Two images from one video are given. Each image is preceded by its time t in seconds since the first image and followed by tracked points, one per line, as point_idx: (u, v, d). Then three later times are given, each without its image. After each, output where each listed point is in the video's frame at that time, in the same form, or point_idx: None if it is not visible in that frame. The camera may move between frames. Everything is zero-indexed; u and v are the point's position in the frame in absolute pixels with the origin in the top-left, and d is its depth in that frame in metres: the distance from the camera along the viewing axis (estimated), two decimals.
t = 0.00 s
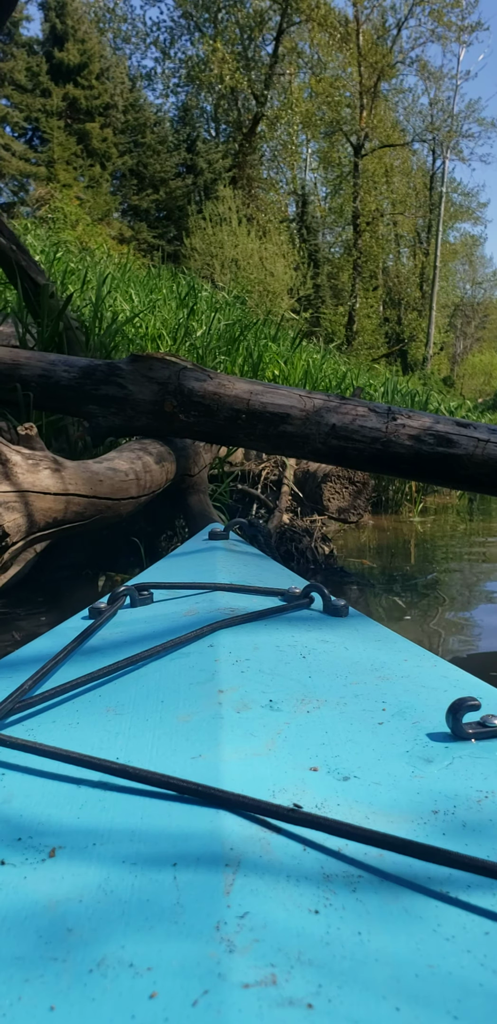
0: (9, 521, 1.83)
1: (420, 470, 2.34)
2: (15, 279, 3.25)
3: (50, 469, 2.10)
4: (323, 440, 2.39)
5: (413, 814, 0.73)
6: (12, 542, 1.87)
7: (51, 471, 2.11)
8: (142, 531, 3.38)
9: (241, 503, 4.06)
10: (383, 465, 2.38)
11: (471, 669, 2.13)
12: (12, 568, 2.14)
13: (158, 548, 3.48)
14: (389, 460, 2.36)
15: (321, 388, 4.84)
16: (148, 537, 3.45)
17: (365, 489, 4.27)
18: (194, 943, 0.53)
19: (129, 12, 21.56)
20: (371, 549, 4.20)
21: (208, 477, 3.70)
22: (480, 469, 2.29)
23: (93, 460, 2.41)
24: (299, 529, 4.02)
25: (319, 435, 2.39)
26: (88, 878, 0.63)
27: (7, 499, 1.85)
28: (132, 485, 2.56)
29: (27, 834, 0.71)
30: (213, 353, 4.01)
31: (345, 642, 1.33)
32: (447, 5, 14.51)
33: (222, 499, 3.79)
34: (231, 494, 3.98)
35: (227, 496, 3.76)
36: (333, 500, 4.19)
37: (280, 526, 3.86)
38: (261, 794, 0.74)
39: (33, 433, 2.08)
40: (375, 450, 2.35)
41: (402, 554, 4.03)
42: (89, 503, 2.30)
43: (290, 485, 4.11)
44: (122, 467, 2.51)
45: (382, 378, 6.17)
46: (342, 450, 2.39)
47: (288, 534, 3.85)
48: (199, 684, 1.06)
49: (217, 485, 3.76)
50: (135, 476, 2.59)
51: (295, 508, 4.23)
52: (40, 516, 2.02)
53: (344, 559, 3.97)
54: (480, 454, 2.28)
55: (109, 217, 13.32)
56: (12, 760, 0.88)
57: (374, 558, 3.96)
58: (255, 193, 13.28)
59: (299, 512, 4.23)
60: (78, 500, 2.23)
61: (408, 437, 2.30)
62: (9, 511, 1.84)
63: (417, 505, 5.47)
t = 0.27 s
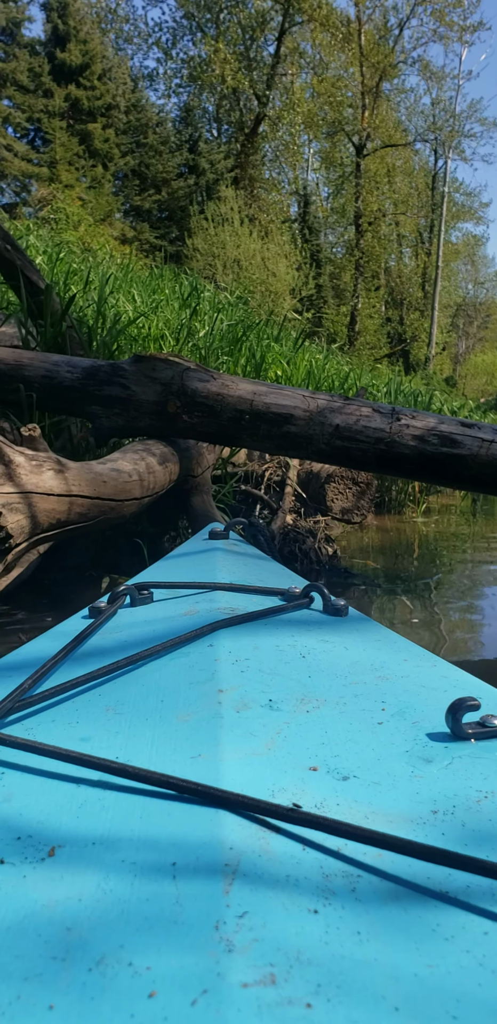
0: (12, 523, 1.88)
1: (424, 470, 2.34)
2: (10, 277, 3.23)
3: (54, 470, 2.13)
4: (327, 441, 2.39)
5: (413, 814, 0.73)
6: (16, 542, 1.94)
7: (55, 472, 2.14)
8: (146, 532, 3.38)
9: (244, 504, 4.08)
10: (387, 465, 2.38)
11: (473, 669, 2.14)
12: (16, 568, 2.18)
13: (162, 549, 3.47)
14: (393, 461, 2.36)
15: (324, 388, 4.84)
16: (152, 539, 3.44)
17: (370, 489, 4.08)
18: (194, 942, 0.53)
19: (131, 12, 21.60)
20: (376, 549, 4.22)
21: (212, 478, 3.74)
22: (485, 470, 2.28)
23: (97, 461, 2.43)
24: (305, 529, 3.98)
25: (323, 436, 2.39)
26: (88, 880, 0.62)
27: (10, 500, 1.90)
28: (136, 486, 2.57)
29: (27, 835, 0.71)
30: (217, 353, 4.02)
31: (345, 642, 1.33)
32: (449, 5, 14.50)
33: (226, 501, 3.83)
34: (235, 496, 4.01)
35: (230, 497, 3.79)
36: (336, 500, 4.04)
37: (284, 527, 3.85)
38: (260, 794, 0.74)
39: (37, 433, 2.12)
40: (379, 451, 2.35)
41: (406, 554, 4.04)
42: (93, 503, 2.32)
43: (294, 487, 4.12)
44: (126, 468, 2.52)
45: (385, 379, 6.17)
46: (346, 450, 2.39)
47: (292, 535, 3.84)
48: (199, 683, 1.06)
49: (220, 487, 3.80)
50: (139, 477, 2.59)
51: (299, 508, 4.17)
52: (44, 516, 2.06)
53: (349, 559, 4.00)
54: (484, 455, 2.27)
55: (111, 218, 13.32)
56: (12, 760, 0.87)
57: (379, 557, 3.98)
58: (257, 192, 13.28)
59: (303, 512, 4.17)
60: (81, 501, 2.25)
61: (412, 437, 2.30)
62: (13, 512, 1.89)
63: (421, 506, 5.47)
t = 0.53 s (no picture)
0: (17, 523, 1.95)
1: (430, 470, 2.34)
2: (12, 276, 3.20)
3: (58, 471, 2.18)
4: (332, 441, 2.39)
5: (413, 813, 0.73)
6: (21, 543, 2.00)
7: (59, 473, 2.19)
8: (150, 532, 3.39)
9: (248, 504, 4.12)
10: (392, 466, 2.38)
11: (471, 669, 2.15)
12: (21, 569, 2.24)
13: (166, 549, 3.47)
14: (399, 461, 2.36)
15: (328, 388, 4.84)
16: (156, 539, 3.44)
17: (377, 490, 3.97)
18: (194, 940, 0.54)
19: (135, 12, 21.63)
20: (379, 549, 4.26)
21: (215, 479, 3.79)
22: (490, 469, 2.29)
23: (101, 462, 2.44)
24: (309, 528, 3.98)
25: (328, 436, 2.39)
26: (87, 879, 0.62)
27: (16, 502, 1.97)
28: (140, 486, 2.57)
29: (26, 832, 0.71)
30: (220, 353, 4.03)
31: (344, 641, 1.33)
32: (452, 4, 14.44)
33: (229, 502, 3.88)
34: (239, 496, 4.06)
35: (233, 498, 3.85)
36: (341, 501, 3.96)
37: (288, 527, 3.87)
38: (259, 792, 0.74)
39: (41, 434, 2.18)
40: (384, 451, 2.34)
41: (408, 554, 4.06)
42: (96, 504, 2.34)
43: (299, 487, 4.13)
44: (130, 469, 2.52)
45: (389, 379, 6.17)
46: (351, 451, 2.39)
47: (295, 534, 3.84)
48: (198, 682, 1.05)
49: (223, 488, 3.84)
50: (143, 478, 2.59)
51: (302, 509, 4.11)
52: (48, 517, 2.11)
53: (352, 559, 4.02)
54: (488, 456, 2.28)
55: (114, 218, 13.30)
56: (12, 758, 0.87)
57: (381, 558, 4.01)
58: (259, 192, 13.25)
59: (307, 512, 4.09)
60: (85, 501, 2.28)
61: (417, 438, 2.30)
62: (18, 514, 1.97)
63: (426, 506, 5.47)
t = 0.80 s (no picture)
0: (21, 524, 1.96)
1: (434, 471, 2.35)
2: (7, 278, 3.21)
3: (63, 471, 2.18)
4: (337, 441, 2.39)
5: (412, 813, 0.73)
6: (24, 543, 2.02)
7: (63, 473, 2.19)
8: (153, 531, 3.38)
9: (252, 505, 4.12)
10: (397, 466, 2.38)
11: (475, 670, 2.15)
12: (25, 568, 2.25)
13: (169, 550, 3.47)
14: (403, 461, 2.36)
15: (331, 388, 4.84)
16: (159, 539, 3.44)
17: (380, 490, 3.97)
18: (195, 940, 0.53)
19: (137, 12, 21.60)
20: (384, 549, 4.27)
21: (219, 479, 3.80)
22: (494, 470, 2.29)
23: (105, 462, 2.44)
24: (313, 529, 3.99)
25: (332, 436, 2.39)
26: (86, 881, 0.62)
27: (20, 502, 1.98)
28: (145, 486, 2.57)
29: (26, 832, 0.71)
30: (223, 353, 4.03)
31: (346, 641, 1.33)
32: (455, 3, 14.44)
33: (233, 502, 3.88)
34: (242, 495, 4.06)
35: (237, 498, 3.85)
36: (345, 502, 3.96)
37: (292, 528, 3.87)
38: (259, 792, 0.74)
39: (44, 435, 2.18)
40: (388, 451, 2.35)
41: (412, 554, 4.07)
42: (100, 505, 2.34)
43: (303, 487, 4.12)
44: (134, 469, 2.52)
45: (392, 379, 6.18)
46: (356, 451, 2.39)
47: (299, 535, 3.84)
48: (199, 683, 1.05)
49: (227, 489, 3.85)
50: (147, 478, 2.59)
51: (306, 509, 4.11)
52: (52, 517, 2.11)
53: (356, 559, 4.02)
54: (492, 456, 2.29)
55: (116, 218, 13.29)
56: (12, 759, 0.87)
57: (385, 558, 4.02)
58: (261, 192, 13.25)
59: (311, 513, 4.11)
60: (89, 501, 2.28)
61: (422, 437, 2.30)
62: (22, 513, 1.97)
63: (429, 506, 5.47)
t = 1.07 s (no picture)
0: (25, 523, 1.97)
1: (438, 470, 2.34)
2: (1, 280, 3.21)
3: (66, 470, 2.18)
4: (340, 440, 2.39)
5: (413, 814, 0.73)
6: (28, 542, 2.02)
7: (67, 473, 2.20)
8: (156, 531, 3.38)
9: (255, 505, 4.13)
10: (400, 465, 2.37)
11: (475, 669, 2.15)
12: (28, 567, 2.25)
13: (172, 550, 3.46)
14: (407, 460, 2.36)
15: (333, 387, 4.84)
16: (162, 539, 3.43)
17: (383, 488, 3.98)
18: (196, 941, 0.54)
19: (139, 12, 21.64)
20: (386, 550, 4.26)
21: (222, 479, 3.82)
22: None
23: (109, 461, 2.44)
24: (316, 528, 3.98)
25: (336, 435, 2.39)
26: (86, 881, 0.62)
27: (23, 500, 1.98)
28: (148, 486, 2.57)
29: (27, 834, 0.71)
30: (225, 352, 4.03)
31: (348, 642, 1.33)
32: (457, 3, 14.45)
33: (236, 501, 3.90)
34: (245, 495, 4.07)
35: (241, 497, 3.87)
36: (349, 500, 3.95)
37: (295, 527, 3.87)
38: (261, 793, 0.74)
39: (48, 434, 2.18)
40: (392, 451, 2.34)
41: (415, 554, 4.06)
42: (104, 504, 2.34)
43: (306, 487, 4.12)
44: (138, 468, 2.52)
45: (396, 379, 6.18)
46: (359, 450, 2.38)
47: (303, 534, 3.84)
48: (199, 684, 1.05)
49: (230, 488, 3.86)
50: (150, 477, 2.59)
51: (310, 509, 4.10)
52: (55, 516, 2.12)
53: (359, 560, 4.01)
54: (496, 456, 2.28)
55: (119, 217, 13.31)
56: (14, 759, 0.87)
57: (387, 559, 4.01)
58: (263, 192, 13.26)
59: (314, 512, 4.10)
60: (93, 501, 2.28)
61: (426, 437, 2.30)
62: (25, 512, 1.97)
63: (432, 507, 5.47)
